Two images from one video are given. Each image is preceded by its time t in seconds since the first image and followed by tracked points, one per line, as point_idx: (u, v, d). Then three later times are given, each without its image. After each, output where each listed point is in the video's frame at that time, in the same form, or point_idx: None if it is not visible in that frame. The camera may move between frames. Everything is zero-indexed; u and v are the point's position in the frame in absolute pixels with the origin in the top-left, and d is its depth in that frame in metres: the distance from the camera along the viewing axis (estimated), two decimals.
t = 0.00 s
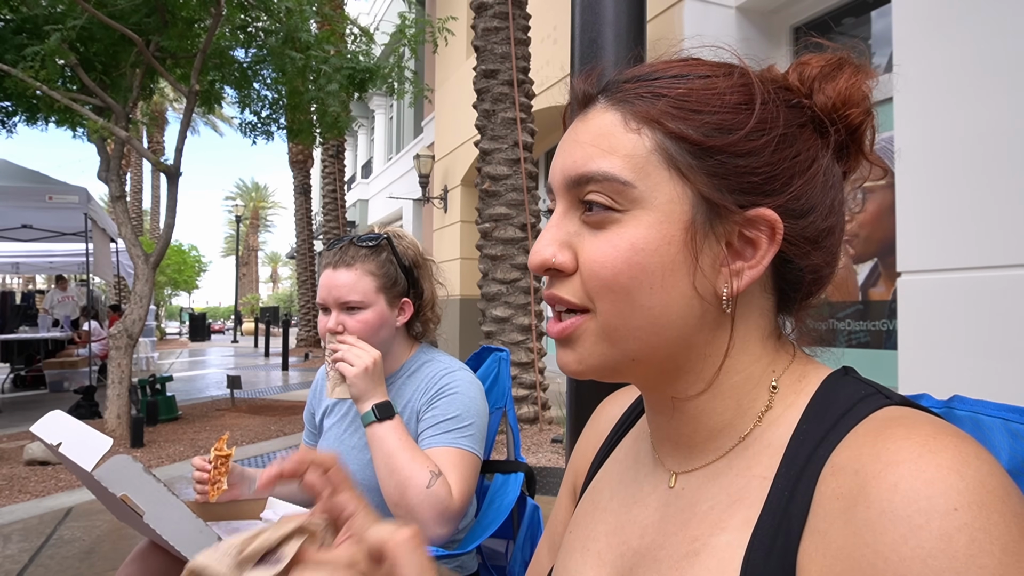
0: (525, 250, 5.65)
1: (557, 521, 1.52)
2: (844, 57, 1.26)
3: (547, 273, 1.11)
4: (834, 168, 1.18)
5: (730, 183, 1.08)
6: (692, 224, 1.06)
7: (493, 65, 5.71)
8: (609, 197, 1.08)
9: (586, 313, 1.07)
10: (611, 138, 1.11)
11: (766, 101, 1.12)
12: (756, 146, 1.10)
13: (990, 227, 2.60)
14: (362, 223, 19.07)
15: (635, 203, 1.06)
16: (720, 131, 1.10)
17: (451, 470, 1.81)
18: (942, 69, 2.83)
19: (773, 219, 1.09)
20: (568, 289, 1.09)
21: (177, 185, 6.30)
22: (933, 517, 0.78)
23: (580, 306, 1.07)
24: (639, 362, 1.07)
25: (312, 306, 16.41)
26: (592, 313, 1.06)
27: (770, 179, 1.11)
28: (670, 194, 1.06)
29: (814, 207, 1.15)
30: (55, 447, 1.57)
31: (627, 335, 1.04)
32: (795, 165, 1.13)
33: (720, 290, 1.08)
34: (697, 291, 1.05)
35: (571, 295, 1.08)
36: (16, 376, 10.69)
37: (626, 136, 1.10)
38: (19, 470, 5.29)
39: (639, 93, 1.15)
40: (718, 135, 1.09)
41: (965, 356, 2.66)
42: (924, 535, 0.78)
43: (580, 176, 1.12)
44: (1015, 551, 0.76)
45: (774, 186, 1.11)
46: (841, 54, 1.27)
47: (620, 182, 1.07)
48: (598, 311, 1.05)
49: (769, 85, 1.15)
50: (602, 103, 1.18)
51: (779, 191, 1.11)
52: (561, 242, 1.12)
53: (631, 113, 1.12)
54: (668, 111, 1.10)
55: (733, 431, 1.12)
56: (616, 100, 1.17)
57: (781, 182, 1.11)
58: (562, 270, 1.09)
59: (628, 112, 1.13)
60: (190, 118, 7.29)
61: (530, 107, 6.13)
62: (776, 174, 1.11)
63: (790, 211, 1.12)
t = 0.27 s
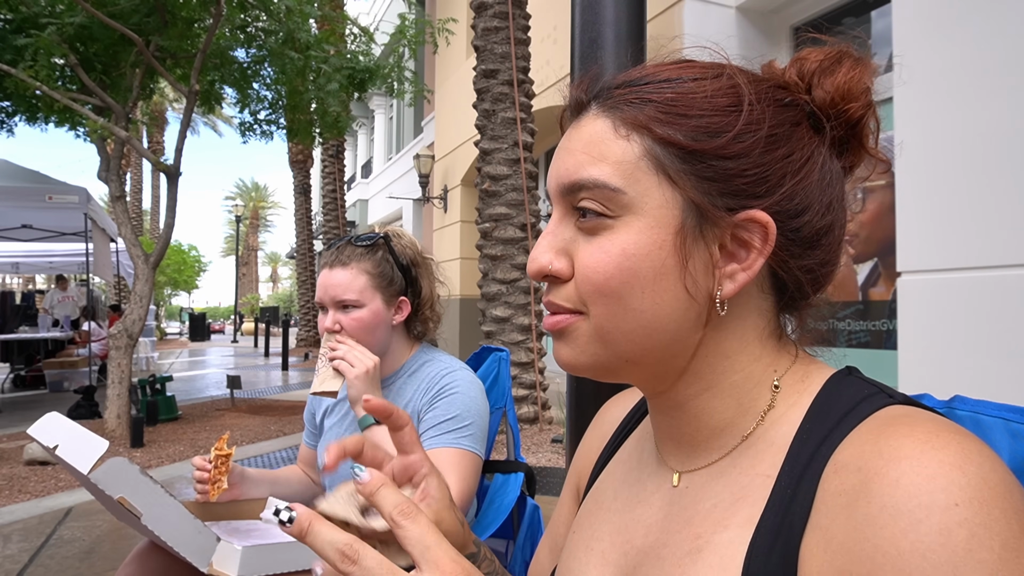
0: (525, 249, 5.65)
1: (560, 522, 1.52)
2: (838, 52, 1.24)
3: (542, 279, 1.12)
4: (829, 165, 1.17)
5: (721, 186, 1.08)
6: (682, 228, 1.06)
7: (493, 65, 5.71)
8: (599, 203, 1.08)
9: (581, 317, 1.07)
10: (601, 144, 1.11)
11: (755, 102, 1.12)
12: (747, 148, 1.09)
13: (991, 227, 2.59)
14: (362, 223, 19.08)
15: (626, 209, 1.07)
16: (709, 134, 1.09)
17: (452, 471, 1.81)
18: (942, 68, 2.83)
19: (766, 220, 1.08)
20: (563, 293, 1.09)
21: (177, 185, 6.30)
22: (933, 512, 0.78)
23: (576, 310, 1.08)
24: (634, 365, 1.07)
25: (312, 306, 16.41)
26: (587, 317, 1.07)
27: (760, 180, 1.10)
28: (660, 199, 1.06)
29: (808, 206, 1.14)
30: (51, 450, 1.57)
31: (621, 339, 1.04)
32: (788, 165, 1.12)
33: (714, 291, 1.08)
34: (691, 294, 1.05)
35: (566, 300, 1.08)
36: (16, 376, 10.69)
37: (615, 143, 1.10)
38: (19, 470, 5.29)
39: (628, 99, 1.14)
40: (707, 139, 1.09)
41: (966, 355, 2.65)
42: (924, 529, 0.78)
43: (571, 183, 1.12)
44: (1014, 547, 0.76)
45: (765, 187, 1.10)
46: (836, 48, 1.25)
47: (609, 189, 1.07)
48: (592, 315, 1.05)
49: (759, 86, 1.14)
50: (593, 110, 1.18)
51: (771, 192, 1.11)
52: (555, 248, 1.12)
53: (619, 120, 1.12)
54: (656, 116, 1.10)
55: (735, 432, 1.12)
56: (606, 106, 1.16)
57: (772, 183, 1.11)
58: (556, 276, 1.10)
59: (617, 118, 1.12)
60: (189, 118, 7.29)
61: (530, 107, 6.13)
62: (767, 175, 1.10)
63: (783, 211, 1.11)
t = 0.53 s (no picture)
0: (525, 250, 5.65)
1: (558, 523, 1.52)
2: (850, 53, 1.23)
3: (536, 272, 1.14)
4: (828, 167, 1.15)
5: (710, 186, 1.08)
6: (671, 226, 1.06)
7: (493, 65, 5.71)
8: (591, 198, 1.10)
9: (571, 310, 1.09)
10: (596, 140, 1.13)
11: (749, 101, 1.11)
12: (737, 147, 1.09)
13: (991, 227, 2.59)
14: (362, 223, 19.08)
15: (615, 204, 1.08)
16: (700, 132, 1.09)
17: (447, 471, 1.81)
18: (942, 68, 2.83)
19: (755, 219, 1.07)
20: (554, 286, 1.11)
21: (177, 185, 6.30)
22: (920, 511, 0.78)
23: (566, 303, 1.10)
24: (622, 360, 1.08)
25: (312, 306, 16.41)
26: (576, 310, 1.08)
27: (751, 180, 1.09)
28: (648, 196, 1.08)
29: (803, 206, 1.12)
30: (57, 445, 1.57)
31: (607, 333, 1.06)
32: (781, 164, 1.11)
33: (703, 290, 1.08)
34: (678, 292, 1.06)
35: (557, 292, 1.10)
36: (16, 376, 10.70)
37: (609, 139, 1.11)
38: (18, 470, 5.29)
39: (626, 96, 1.16)
40: (698, 137, 1.09)
41: (966, 355, 2.65)
42: (909, 529, 0.78)
43: (567, 178, 1.14)
44: (1001, 549, 0.75)
45: (755, 186, 1.09)
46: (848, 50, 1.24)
47: (600, 183, 1.09)
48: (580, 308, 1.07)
49: (754, 84, 1.13)
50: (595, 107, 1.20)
51: (763, 192, 1.10)
52: (549, 241, 1.14)
53: (615, 117, 1.13)
54: (649, 113, 1.11)
55: (732, 432, 1.12)
56: (606, 103, 1.18)
57: (762, 182, 1.10)
58: (549, 269, 1.12)
59: (613, 115, 1.14)
60: (189, 118, 7.29)
61: (530, 107, 6.13)
62: (758, 175, 1.10)
63: (775, 212, 1.11)
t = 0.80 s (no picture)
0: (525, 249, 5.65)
1: (558, 523, 1.52)
2: (863, 48, 1.20)
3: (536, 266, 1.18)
4: (825, 163, 1.12)
5: (693, 183, 1.08)
6: (656, 221, 1.08)
7: (493, 65, 5.70)
8: (583, 194, 1.13)
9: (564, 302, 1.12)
10: (590, 139, 1.16)
11: (735, 98, 1.10)
12: (722, 144, 1.08)
13: (992, 228, 2.59)
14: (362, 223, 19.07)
15: (603, 200, 1.11)
16: (684, 129, 1.10)
17: (443, 467, 1.80)
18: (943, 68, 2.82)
19: (738, 216, 1.06)
20: (551, 280, 1.15)
21: (177, 185, 6.30)
22: (924, 515, 0.78)
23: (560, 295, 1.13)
24: (612, 353, 1.10)
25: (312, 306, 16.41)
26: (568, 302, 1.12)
27: (736, 177, 1.08)
28: (634, 192, 1.10)
29: (793, 204, 1.11)
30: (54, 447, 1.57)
31: (595, 325, 1.08)
32: (770, 160, 1.09)
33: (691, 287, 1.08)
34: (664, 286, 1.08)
35: (553, 285, 1.14)
36: (16, 376, 10.70)
37: (600, 137, 1.14)
38: (18, 470, 5.29)
39: (620, 95, 1.18)
40: (682, 134, 1.09)
41: (966, 356, 2.65)
42: (912, 532, 0.78)
43: (563, 176, 1.17)
44: (1005, 552, 0.75)
45: (740, 182, 1.08)
46: (863, 44, 1.20)
47: (590, 181, 1.12)
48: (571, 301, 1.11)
49: (745, 80, 1.13)
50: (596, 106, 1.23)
51: (749, 188, 1.08)
52: (547, 236, 1.17)
53: (608, 116, 1.16)
54: (638, 111, 1.13)
55: (730, 432, 1.12)
56: (604, 102, 1.20)
57: (748, 178, 1.08)
58: (546, 263, 1.16)
59: (608, 113, 1.16)
60: (189, 118, 7.28)
61: (530, 107, 6.13)
62: (743, 172, 1.08)
63: (761, 209, 1.10)
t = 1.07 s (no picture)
0: (525, 249, 5.66)
1: (559, 524, 1.52)
2: (866, 47, 1.19)
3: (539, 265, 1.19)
4: (825, 162, 1.12)
5: (694, 183, 1.08)
6: (657, 221, 1.08)
7: (493, 65, 5.71)
8: (586, 195, 1.14)
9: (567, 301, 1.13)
10: (593, 140, 1.17)
11: (733, 98, 1.10)
12: (719, 142, 1.09)
13: (993, 228, 2.60)
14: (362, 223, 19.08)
15: (603, 202, 1.12)
16: (681, 129, 1.10)
17: (442, 466, 1.80)
18: (943, 68, 2.82)
19: (735, 214, 1.06)
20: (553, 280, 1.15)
21: (178, 185, 6.30)
22: (932, 517, 0.78)
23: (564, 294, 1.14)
24: (613, 351, 1.11)
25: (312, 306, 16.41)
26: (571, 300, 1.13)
27: (734, 176, 1.08)
28: (634, 193, 1.11)
29: (792, 202, 1.10)
30: (55, 446, 1.57)
31: (597, 324, 1.10)
32: (770, 158, 1.09)
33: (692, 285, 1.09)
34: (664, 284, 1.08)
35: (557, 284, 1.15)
36: (16, 376, 10.70)
37: (602, 139, 1.16)
38: (19, 470, 5.29)
39: (623, 97, 1.19)
40: (681, 135, 1.10)
41: (967, 355, 2.66)
42: (921, 535, 0.78)
43: (567, 178, 1.18)
44: (1015, 553, 0.75)
45: (739, 180, 1.08)
46: (866, 43, 1.20)
47: (592, 182, 1.13)
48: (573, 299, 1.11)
49: (745, 80, 1.13)
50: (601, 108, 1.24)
51: (748, 187, 1.09)
52: (551, 235, 1.18)
53: (611, 117, 1.17)
54: (639, 112, 1.14)
55: (730, 434, 1.13)
56: (608, 104, 1.21)
57: (747, 177, 1.08)
58: (549, 262, 1.17)
59: (611, 115, 1.17)
60: (189, 118, 7.28)
61: (530, 107, 6.13)
62: (741, 171, 1.08)
63: (759, 208, 1.10)
